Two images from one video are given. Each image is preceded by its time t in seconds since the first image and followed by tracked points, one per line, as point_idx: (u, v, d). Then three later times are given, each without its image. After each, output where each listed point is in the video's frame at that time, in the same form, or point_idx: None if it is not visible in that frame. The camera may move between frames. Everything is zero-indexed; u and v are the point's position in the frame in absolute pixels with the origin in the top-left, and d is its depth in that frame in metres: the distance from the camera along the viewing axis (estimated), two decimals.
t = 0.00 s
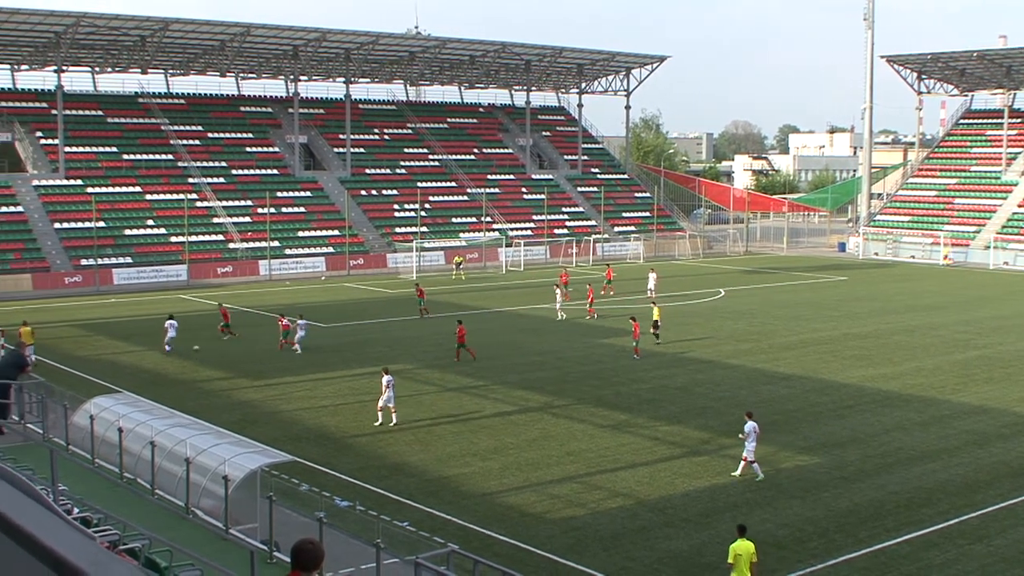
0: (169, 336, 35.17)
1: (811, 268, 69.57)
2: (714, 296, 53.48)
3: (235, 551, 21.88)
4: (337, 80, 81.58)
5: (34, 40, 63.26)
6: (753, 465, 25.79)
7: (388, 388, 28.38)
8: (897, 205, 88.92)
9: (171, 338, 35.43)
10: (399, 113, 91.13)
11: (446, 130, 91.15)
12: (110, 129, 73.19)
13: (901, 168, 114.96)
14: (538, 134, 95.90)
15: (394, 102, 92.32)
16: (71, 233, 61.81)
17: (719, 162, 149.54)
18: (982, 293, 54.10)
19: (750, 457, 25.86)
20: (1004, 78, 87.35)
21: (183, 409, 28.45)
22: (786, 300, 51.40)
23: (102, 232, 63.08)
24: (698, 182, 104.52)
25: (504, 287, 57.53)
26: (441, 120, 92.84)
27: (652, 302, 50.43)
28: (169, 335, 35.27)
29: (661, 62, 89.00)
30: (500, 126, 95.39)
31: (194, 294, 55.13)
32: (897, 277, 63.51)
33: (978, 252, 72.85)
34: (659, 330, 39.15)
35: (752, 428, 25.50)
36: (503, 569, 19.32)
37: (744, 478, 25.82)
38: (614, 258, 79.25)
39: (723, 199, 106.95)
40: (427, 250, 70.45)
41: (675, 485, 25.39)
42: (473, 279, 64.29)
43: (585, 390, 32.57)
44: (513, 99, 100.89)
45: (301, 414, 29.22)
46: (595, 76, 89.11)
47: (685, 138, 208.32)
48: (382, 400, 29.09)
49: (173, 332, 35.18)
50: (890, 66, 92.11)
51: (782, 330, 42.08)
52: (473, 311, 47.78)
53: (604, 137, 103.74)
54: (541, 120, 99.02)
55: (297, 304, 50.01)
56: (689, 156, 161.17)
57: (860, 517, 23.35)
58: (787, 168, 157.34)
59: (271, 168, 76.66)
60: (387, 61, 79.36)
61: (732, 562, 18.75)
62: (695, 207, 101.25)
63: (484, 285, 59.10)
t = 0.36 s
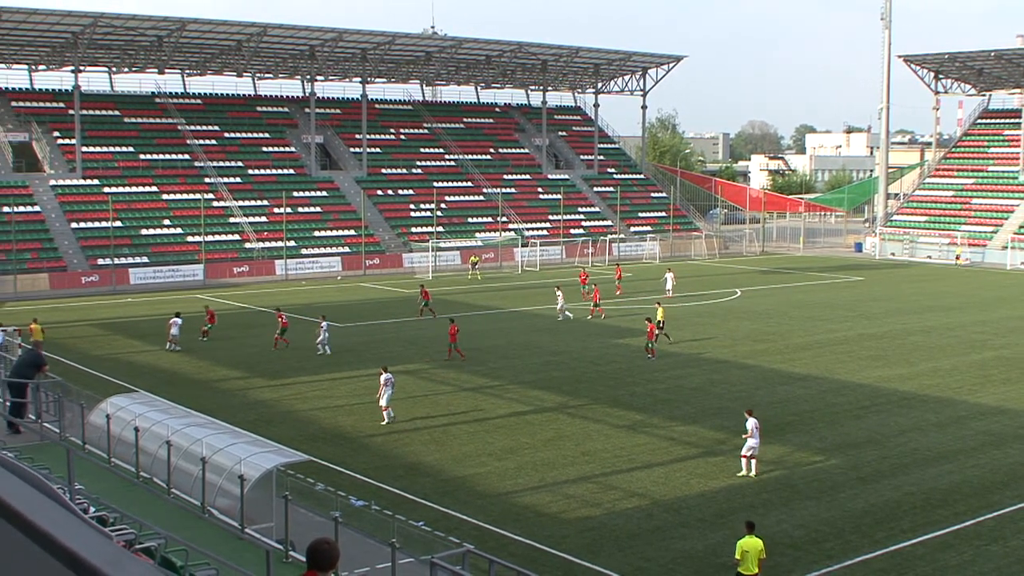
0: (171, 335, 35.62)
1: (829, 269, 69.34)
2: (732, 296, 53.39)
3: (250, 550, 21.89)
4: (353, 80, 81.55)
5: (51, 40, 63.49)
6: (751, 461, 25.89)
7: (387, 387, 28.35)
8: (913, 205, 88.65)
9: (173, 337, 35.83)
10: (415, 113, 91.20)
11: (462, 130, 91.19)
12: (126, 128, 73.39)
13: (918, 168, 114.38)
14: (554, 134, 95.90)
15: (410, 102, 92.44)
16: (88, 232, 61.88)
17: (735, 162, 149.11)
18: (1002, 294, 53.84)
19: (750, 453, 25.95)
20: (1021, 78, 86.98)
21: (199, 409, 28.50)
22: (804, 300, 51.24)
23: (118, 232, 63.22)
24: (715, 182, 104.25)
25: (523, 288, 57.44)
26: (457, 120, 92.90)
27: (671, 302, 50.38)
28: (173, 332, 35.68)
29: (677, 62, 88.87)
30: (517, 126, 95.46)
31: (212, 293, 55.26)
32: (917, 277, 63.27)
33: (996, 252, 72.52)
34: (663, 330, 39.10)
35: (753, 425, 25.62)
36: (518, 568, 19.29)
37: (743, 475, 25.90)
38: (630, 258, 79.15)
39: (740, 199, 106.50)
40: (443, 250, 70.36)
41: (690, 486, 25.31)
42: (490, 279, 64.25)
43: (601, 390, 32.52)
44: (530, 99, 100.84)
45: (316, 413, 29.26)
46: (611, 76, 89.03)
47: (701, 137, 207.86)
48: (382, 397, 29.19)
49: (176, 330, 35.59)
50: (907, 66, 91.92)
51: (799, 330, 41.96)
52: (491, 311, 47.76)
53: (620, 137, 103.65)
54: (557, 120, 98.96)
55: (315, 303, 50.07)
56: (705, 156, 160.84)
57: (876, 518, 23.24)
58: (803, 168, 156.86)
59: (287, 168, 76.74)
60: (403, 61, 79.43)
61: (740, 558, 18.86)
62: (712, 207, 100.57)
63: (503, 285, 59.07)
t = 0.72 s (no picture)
0: (183, 334, 35.81)
1: (842, 269, 69.18)
2: (743, 296, 53.18)
3: (262, 550, 21.91)
4: (364, 80, 81.49)
5: (63, 40, 63.60)
6: (752, 460, 25.92)
7: (384, 384, 28.41)
8: (925, 204, 88.39)
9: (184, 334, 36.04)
10: (427, 113, 91.23)
11: (474, 130, 91.22)
12: (138, 128, 73.54)
13: (930, 168, 113.94)
14: (565, 134, 95.90)
15: (421, 101, 92.47)
16: (100, 232, 61.90)
17: (746, 162, 148.85)
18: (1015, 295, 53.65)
19: (752, 452, 25.96)
20: None
21: (211, 408, 28.53)
22: (817, 301, 51.14)
23: (130, 231, 63.10)
24: (726, 181, 104.09)
25: (536, 288, 57.38)
26: (468, 120, 92.94)
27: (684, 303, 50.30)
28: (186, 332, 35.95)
29: (689, 61, 88.75)
30: (528, 126, 95.49)
31: (225, 293, 55.33)
32: (930, 277, 63.08)
33: (1009, 252, 72.36)
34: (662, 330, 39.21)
35: (752, 423, 25.61)
36: (529, 568, 19.26)
37: (746, 474, 25.92)
38: (641, 258, 79.07)
39: (750, 199, 106.38)
40: (454, 249, 70.22)
41: (701, 485, 25.27)
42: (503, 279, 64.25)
43: (611, 390, 32.50)
44: (541, 98, 100.81)
45: (328, 413, 29.27)
46: (622, 76, 88.94)
47: (712, 137, 207.60)
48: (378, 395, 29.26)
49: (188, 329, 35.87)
50: (919, 65, 91.68)
51: (811, 330, 41.90)
52: (503, 311, 47.73)
53: (631, 137, 103.62)
54: (567, 120, 98.94)
55: (327, 303, 50.12)
56: (716, 156, 160.65)
57: (887, 518, 23.18)
58: (813, 168, 156.51)
59: (298, 168, 76.81)
60: (415, 61, 79.44)
61: (736, 554, 18.95)
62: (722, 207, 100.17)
63: (515, 285, 59.06)
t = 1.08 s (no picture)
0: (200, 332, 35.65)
1: (845, 269, 69.07)
2: (743, 296, 52.86)
3: (264, 549, 21.92)
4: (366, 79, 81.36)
5: (65, 39, 63.58)
6: (751, 459, 25.92)
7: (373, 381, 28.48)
8: (927, 204, 88.32)
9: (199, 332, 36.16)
10: (428, 112, 91.21)
11: (476, 129, 91.19)
12: (140, 127, 73.57)
13: (933, 167, 113.70)
14: (567, 133, 95.81)
15: (423, 101, 92.45)
16: (102, 231, 61.93)
17: (749, 161, 148.70)
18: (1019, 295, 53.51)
19: (750, 451, 25.94)
20: None
21: (212, 408, 28.50)
22: (819, 300, 51.06)
23: (132, 231, 63.25)
24: (729, 180, 103.91)
25: (539, 287, 57.26)
26: (470, 119, 92.92)
27: (686, 301, 50.27)
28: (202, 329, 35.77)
29: (691, 60, 88.63)
30: (530, 125, 95.48)
31: (228, 292, 55.31)
32: (934, 277, 62.96)
33: (1010, 252, 72.30)
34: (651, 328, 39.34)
35: (749, 422, 25.58)
36: (531, 567, 19.25)
37: (746, 473, 25.91)
38: (643, 257, 79.09)
39: (752, 198, 106.36)
40: (456, 249, 70.14)
41: (703, 485, 25.25)
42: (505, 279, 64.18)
43: (613, 389, 32.47)
44: (543, 97, 100.72)
45: (329, 412, 29.24)
46: (624, 75, 88.86)
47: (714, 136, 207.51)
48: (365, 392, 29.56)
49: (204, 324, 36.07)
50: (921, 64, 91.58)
51: (813, 330, 41.83)
52: (506, 310, 47.68)
53: (634, 136, 103.64)
54: (569, 119, 98.87)
55: (330, 303, 50.07)
56: (719, 155, 160.54)
57: (889, 517, 23.18)
58: (816, 167, 156.29)
59: (300, 167, 76.80)
60: (417, 60, 79.37)
61: (732, 550, 18.99)
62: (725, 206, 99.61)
63: (518, 285, 59.01)
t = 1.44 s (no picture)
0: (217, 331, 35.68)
1: (843, 267, 69.06)
2: (740, 296, 52.38)
3: (262, 548, 21.92)
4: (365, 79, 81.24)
5: (63, 39, 63.58)
6: (749, 457, 25.94)
7: (359, 378, 28.59)
8: (926, 202, 88.34)
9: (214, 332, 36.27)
10: (426, 111, 91.23)
11: (474, 128, 91.22)
12: (139, 127, 73.45)
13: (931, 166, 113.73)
14: (566, 132, 95.85)
15: (421, 100, 92.49)
16: (100, 231, 61.90)
17: (747, 160, 148.52)
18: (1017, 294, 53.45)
19: (748, 450, 25.96)
20: None
21: (210, 407, 28.49)
22: (817, 299, 51.03)
23: (130, 230, 63.17)
24: (727, 179, 103.72)
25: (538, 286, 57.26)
26: (468, 118, 92.94)
27: (685, 301, 50.26)
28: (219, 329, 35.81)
29: (690, 59, 88.62)
30: (528, 124, 95.50)
31: (226, 292, 55.32)
32: (931, 276, 62.95)
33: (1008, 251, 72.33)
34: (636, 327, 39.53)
35: (746, 421, 25.58)
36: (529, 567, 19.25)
37: (745, 471, 25.94)
38: (641, 256, 79.11)
39: (751, 195, 106.24)
40: (454, 248, 70.16)
41: (701, 484, 25.26)
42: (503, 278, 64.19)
43: (611, 388, 32.47)
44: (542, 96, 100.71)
45: (328, 412, 29.23)
46: (623, 74, 88.86)
47: (713, 135, 207.57)
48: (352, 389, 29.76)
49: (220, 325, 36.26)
50: (920, 63, 91.59)
51: (811, 329, 41.82)
52: (505, 309, 47.67)
53: (632, 135, 103.67)
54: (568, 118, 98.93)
55: (328, 302, 50.05)
56: (718, 154, 160.67)
57: (887, 516, 23.18)
58: (815, 166, 156.15)
59: (298, 166, 76.81)
60: (415, 59, 79.37)
61: (729, 549, 19.00)
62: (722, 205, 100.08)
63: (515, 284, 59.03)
